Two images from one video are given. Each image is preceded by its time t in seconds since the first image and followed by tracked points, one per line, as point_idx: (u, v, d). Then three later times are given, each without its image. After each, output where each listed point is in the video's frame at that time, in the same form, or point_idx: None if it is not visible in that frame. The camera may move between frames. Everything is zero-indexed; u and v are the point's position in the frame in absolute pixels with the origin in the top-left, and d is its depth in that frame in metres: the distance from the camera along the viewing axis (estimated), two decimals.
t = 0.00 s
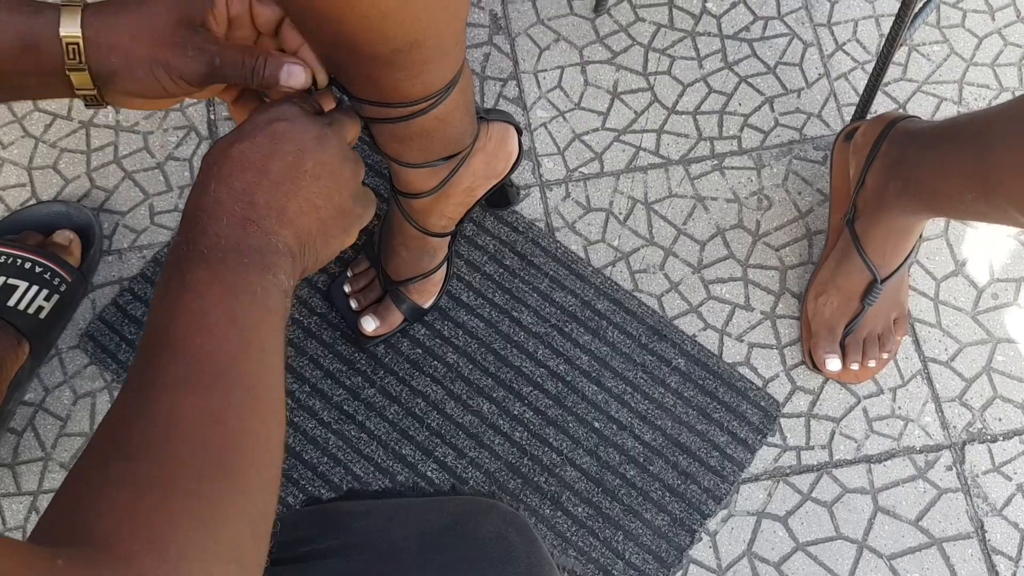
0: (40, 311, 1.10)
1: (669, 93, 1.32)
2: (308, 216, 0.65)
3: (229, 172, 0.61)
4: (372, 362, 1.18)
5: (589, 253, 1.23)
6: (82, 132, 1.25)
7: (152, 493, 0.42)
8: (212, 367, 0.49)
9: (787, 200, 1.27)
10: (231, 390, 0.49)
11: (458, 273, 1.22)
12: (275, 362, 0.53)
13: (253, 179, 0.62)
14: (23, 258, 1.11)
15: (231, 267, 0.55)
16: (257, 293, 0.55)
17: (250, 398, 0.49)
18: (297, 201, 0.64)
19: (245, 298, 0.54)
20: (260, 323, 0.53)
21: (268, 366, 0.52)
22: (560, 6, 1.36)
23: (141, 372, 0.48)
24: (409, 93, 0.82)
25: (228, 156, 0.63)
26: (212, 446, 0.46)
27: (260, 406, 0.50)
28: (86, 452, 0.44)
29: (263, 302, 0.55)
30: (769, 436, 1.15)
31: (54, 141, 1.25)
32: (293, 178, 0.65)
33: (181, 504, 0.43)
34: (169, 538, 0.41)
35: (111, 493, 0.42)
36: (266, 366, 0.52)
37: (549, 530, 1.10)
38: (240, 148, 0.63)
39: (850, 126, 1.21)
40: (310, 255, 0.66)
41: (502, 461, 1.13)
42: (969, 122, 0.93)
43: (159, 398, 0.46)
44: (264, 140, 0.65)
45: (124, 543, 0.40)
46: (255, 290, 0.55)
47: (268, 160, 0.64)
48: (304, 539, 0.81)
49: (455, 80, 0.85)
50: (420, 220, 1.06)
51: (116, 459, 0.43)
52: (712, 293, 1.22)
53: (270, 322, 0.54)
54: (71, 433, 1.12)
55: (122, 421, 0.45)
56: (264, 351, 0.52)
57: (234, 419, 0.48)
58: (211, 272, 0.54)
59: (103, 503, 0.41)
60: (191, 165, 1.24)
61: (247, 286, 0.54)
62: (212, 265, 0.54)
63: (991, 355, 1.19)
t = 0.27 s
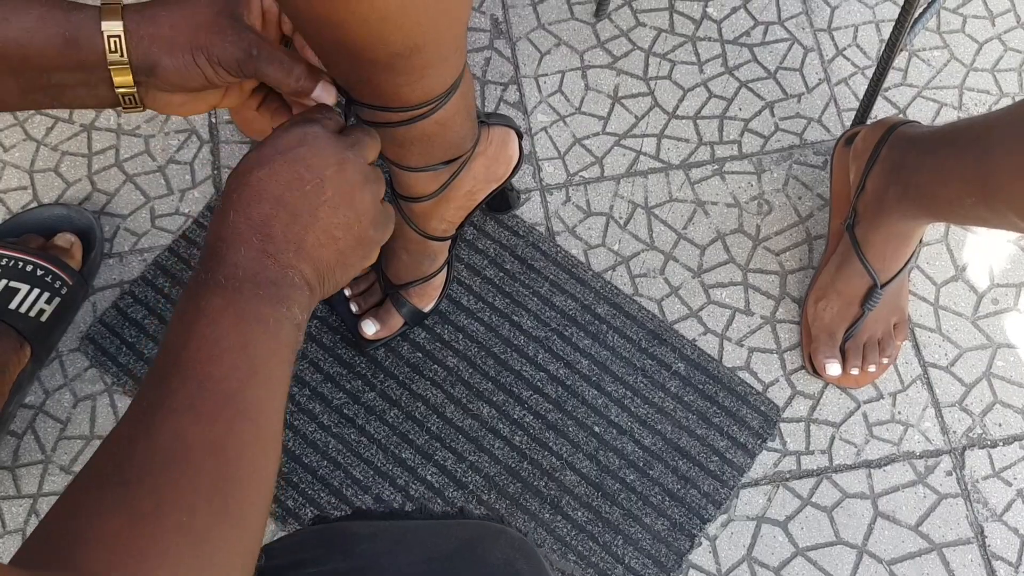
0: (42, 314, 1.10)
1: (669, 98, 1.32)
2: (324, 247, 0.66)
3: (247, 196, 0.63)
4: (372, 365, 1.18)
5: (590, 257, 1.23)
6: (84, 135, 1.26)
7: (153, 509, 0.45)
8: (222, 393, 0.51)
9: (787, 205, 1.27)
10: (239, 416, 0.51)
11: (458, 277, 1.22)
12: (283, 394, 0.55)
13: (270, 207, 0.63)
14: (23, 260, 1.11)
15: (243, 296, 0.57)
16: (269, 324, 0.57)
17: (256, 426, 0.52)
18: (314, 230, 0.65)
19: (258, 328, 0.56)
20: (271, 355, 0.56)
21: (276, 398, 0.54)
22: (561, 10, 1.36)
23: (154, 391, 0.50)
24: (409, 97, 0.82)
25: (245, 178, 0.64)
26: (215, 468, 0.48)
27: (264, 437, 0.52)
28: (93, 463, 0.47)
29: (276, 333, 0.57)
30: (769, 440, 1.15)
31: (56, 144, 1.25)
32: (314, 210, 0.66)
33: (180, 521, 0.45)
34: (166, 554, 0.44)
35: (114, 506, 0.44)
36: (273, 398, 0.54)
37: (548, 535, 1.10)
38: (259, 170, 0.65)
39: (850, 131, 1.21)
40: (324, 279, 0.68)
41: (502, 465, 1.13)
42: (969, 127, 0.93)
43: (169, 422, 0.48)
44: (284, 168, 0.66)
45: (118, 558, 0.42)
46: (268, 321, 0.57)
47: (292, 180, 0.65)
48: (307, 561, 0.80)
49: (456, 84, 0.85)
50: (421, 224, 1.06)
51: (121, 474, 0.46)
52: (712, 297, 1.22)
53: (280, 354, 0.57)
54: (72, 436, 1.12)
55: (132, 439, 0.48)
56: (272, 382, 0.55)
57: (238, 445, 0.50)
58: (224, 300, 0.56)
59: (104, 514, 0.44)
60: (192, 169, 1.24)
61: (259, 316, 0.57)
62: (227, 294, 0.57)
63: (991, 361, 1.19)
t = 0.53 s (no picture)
0: (43, 313, 1.10)
1: (670, 97, 1.32)
2: (342, 248, 0.65)
3: (269, 200, 0.63)
4: (373, 365, 1.18)
5: (590, 256, 1.23)
6: (85, 134, 1.26)
7: (178, 518, 0.45)
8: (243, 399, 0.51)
9: (788, 204, 1.27)
10: (261, 420, 0.51)
11: (458, 276, 1.22)
12: (308, 400, 0.55)
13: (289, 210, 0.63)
14: (24, 260, 1.11)
15: (264, 302, 0.57)
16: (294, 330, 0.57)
17: (278, 431, 0.52)
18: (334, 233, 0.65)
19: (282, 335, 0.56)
20: (296, 361, 0.56)
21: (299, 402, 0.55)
22: (561, 10, 1.36)
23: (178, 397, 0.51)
24: (408, 96, 0.82)
25: (260, 179, 0.64)
26: (240, 474, 0.49)
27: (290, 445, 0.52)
28: (122, 471, 0.47)
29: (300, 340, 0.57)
30: (770, 439, 1.15)
31: (57, 143, 1.25)
32: (335, 216, 0.65)
33: (205, 529, 0.46)
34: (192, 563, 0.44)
35: (140, 515, 0.45)
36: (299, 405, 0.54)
37: (549, 534, 1.10)
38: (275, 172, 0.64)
39: (851, 131, 1.21)
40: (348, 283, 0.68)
41: (502, 464, 1.13)
42: (970, 126, 0.93)
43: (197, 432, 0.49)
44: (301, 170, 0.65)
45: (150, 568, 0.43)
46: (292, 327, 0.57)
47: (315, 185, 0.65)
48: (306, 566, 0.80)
49: (455, 83, 0.85)
50: (421, 223, 1.06)
51: (148, 481, 0.46)
52: (712, 296, 1.22)
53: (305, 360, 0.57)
54: (73, 434, 1.12)
55: (157, 446, 0.48)
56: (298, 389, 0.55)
57: (263, 452, 0.50)
58: (245, 307, 0.56)
59: (131, 522, 0.44)
60: (192, 168, 1.24)
61: (284, 322, 0.57)
62: (251, 302, 0.57)
63: (991, 360, 1.19)
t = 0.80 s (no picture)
0: (45, 316, 1.10)
1: (672, 99, 1.32)
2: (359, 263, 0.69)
3: (295, 215, 0.67)
4: (376, 367, 1.18)
5: (593, 258, 1.23)
6: (87, 137, 1.26)
7: (206, 521, 0.49)
8: (269, 402, 0.55)
9: (791, 206, 1.27)
10: (276, 428, 0.54)
11: (461, 278, 1.22)
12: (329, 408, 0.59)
13: (298, 227, 0.66)
14: (28, 263, 1.12)
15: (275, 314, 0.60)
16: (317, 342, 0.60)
17: (301, 438, 0.55)
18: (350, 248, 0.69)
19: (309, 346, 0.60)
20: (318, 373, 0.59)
21: (314, 409, 0.57)
22: (563, 12, 1.36)
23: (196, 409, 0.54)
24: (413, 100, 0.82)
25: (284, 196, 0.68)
26: (257, 481, 0.52)
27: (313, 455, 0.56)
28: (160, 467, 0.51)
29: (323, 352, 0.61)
30: (773, 442, 1.15)
31: (59, 146, 1.25)
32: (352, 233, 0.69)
33: (228, 528, 0.49)
34: (214, 567, 0.47)
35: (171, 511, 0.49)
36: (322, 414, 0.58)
37: (552, 536, 1.10)
38: (284, 192, 0.68)
39: (853, 132, 1.21)
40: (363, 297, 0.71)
41: (505, 466, 1.13)
42: (974, 126, 0.93)
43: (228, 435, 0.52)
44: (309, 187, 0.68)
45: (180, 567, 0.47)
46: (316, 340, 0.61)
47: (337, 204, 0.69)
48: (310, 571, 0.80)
49: (459, 87, 0.85)
50: (423, 225, 1.06)
51: (170, 490, 0.50)
52: (715, 298, 1.22)
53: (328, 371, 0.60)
54: (76, 438, 1.12)
55: (187, 446, 0.52)
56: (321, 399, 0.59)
57: (278, 458, 0.53)
58: (275, 315, 0.60)
59: (155, 530, 0.47)
60: (195, 171, 1.24)
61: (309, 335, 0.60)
62: (279, 311, 0.60)
63: (995, 362, 1.19)
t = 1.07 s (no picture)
0: (53, 340, 1.10)
1: (676, 115, 1.33)
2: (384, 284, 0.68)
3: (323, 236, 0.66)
4: (384, 388, 1.18)
5: (599, 275, 1.23)
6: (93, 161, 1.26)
7: (229, 540, 0.48)
8: (298, 421, 0.54)
9: (797, 221, 1.27)
10: (305, 457, 0.53)
11: (468, 297, 1.22)
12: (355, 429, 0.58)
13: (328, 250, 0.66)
14: (35, 288, 1.12)
15: (309, 338, 0.59)
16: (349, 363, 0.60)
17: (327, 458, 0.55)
18: (378, 269, 0.68)
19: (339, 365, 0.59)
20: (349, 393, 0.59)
21: (341, 439, 0.56)
22: (566, 30, 1.37)
23: (226, 431, 0.53)
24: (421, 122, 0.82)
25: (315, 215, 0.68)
26: (283, 508, 0.51)
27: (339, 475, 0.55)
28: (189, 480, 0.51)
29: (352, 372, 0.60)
30: (783, 458, 1.15)
31: (65, 170, 1.25)
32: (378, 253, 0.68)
33: (251, 547, 0.49)
34: None
35: (198, 526, 0.48)
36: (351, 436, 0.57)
37: (563, 556, 1.10)
38: (315, 220, 0.68)
39: (858, 147, 1.21)
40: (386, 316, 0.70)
41: (516, 487, 1.13)
42: (980, 141, 0.93)
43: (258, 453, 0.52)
44: (341, 215, 0.68)
45: None
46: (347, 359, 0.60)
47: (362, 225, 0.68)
48: None
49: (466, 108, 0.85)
50: (430, 245, 1.06)
51: (196, 513, 0.49)
52: (723, 314, 1.22)
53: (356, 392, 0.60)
54: (85, 463, 1.12)
55: (217, 460, 0.52)
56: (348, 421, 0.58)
57: (302, 480, 0.52)
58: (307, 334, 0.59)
59: (179, 549, 0.47)
60: (201, 193, 1.24)
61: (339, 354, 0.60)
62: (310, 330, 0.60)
63: (1004, 375, 1.19)
